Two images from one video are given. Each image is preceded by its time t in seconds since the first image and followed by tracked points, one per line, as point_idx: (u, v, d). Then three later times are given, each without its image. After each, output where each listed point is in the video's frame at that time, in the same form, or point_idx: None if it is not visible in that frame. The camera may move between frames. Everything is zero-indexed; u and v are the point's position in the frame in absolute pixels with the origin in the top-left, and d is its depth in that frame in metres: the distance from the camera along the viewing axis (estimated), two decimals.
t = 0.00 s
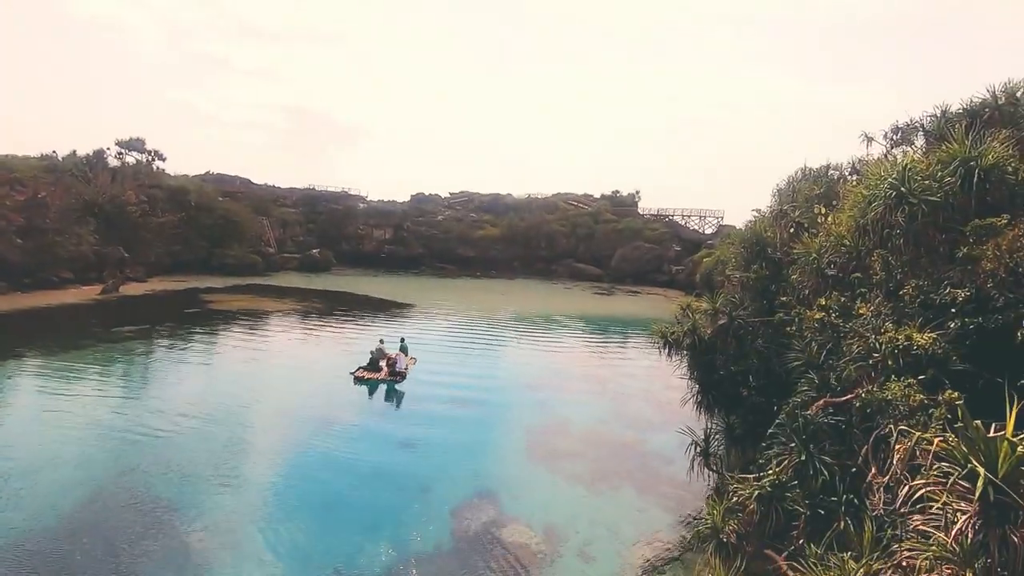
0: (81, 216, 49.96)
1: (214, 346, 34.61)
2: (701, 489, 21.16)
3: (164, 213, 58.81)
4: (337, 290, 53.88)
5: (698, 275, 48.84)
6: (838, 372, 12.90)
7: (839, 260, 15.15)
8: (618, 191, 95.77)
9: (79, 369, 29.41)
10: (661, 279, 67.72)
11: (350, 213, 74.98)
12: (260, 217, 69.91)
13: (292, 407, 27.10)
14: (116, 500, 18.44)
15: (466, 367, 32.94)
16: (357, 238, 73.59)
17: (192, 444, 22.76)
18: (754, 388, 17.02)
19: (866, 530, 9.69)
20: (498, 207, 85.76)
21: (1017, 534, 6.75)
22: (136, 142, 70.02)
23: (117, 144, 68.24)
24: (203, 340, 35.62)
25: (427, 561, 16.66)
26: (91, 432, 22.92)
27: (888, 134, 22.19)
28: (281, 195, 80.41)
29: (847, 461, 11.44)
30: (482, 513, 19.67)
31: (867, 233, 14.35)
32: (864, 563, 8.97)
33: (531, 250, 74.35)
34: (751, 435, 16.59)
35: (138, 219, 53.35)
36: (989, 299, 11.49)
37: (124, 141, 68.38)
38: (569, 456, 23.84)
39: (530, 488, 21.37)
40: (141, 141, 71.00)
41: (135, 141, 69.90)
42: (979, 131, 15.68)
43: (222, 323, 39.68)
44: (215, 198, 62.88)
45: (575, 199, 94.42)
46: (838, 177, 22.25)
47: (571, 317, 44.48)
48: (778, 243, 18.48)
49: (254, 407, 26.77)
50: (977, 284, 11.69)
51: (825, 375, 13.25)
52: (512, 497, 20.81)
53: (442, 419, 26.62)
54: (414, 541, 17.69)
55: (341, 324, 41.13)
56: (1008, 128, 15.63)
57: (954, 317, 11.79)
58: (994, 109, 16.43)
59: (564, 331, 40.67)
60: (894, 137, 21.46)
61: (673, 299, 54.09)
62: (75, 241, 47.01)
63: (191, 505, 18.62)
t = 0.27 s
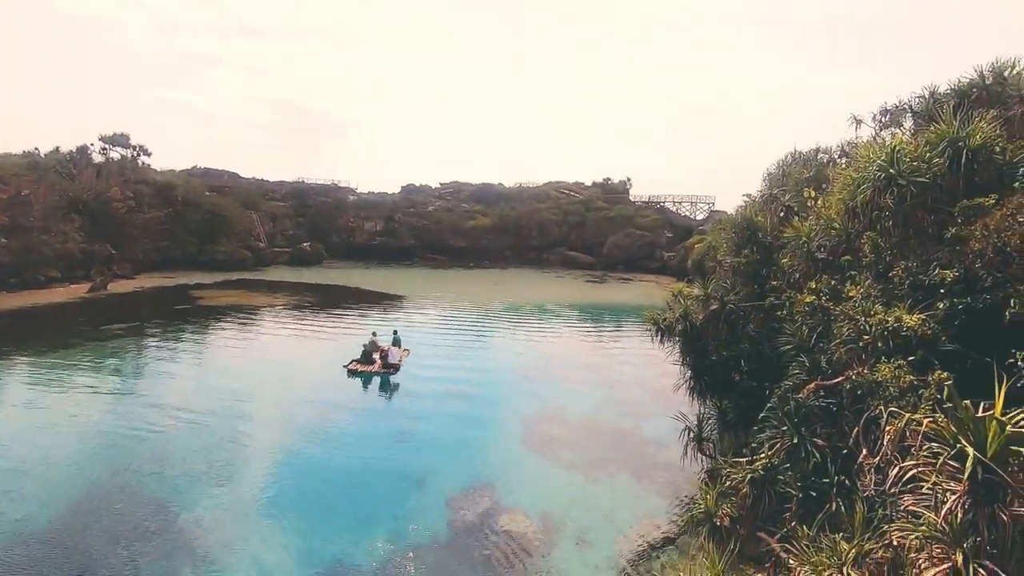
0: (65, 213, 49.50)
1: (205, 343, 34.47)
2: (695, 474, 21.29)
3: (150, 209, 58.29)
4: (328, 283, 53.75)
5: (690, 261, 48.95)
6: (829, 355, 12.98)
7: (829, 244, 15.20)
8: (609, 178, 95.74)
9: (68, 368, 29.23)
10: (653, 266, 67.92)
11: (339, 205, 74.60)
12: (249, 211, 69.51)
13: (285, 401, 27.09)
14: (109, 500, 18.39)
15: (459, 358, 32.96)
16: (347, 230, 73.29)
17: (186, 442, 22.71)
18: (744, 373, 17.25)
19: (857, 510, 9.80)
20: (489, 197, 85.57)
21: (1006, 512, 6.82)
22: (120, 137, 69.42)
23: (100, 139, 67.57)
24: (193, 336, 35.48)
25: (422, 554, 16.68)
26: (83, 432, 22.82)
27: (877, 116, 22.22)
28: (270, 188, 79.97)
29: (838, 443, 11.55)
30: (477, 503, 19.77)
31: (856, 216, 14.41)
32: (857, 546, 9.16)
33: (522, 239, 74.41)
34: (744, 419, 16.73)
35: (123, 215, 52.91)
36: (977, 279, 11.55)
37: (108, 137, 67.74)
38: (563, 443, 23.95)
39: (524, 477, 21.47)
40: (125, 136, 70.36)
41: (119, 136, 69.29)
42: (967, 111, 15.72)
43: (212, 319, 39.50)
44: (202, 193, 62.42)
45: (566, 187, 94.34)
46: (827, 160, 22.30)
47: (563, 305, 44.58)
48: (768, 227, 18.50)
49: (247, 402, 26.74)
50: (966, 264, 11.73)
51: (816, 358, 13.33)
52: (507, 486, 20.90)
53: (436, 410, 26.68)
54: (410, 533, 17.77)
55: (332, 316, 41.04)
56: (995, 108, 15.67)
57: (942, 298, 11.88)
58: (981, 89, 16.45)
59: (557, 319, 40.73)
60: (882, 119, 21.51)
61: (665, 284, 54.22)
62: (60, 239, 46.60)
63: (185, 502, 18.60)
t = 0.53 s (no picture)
0: (36, 198, 48.47)
1: (187, 328, 34.20)
2: (680, 449, 21.56)
3: (124, 192, 57.10)
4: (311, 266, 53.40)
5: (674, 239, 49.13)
6: (810, 329, 13.17)
7: (812, 219, 15.32)
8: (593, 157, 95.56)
9: (47, 356, 28.89)
10: (638, 244, 68.15)
11: (320, 187, 73.86)
12: (228, 194, 68.59)
13: (271, 385, 27.05)
14: (93, 488, 18.34)
15: (445, 339, 32.99)
16: (330, 212, 72.67)
17: (171, 428, 22.64)
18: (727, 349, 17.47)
19: (838, 481, 10.15)
20: (473, 176, 85.10)
21: (982, 478, 6.96)
22: (90, 119, 68.12)
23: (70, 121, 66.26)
24: (174, 322, 35.19)
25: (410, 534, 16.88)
26: (65, 420, 22.66)
27: (859, 91, 22.31)
28: (249, 170, 78.93)
29: (819, 416, 11.82)
30: (464, 482, 19.96)
31: (838, 191, 14.55)
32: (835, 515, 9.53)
33: (507, 219, 74.19)
34: (728, 394, 17.00)
35: (97, 199, 51.87)
36: (956, 252, 11.70)
37: (78, 119, 66.41)
38: (550, 421, 24.15)
39: (511, 455, 21.68)
40: (96, 117, 69.04)
41: (89, 118, 67.99)
42: (947, 85, 15.83)
43: (194, 304, 39.14)
44: (179, 175, 61.44)
45: (550, 166, 94.02)
46: (809, 136, 22.38)
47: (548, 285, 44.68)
48: (751, 204, 18.51)
49: (232, 387, 26.65)
50: (945, 237, 11.85)
51: (797, 332, 13.51)
52: (494, 464, 21.10)
53: (423, 391, 26.80)
54: (398, 513, 17.94)
55: (316, 299, 40.84)
56: (975, 81, 15.78)
57: (921, 272, 12.07)
58: (961, 62, 16.55)
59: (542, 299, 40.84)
60: (864, 94, 21.60)
61: (650, 263, 54.46)
62: (32, 225, 45.73)
63: (171, 489, 18.62)
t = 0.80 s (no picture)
0: (9, 172, 47.23)
1: (173, 305, 33.97)
2: (669, 419, 21.85)
3: (102, 166, 55.67)
4: (299, 241, 53.04)
5: (663, 211, 49.21)
6: (798, 300, 13.33)
7: (801, 189, 15.38)
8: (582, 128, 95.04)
9: (31, 335, 28.61)
10: (628, 217, 68.28)
11: (305, 160, 72.98)
12: (211, 168, 67.58)
13: (261, 361, 27.05)
14: (84, 468, 18.38)
15: (435, 313, 33.04)
16: (316, 186, 71.93)
17: (161, 406, 22.65)
18: (716, 320, 17.69)
19: (822, 447, 10.37)
20: (461, 149, 84.46)
21: (963, 442, 7.05)
22: (65, 90, 66.69)
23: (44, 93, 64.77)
24: (159, 299, 34.95)
25: (402, 506, 17.30)
26: (52, 400, 22.56)
27: (849, 60, 22.30)
28: (232, 145, 77.77)
29: (805, 384, 12.18)
30: (456, 454, 20.23)
31: (827, 161, 14.62)
32: (820, 479, 9.91)
33: (496, 192, 73.83)
34: (716, 364, 17.28)
35: (74, 173, 50.20)
36: (942, 221, 11.87)
37: (52, 90, 64.96)
38: (540, 393, 24.37)
39: (502, 427, 21.95)
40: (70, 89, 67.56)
41: (64, 89, 66.57)
42: (939, 53, 15.84)
43: (179, 281, 38.82)
44: (160, 149, 60.33)
45: (539, 138, 93.47)
46: (800, 105, 22.37)
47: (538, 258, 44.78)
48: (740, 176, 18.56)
49: (222, 363, 26.63)
50: (932, 207, 12.01)
51: (785, 302, 13.65)
52: (484, 436, 21.36)
53: (415, 365, 26.99)
54: (391, 487, 18.22)
55: (304, 275, 40.66)
56: (965, 49, 15.80)
57: (908, 241, 12.21)
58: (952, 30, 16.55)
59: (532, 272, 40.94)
60: (855, 63, 21.59)
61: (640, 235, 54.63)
62: (9, 200, 44.80)
63: (162, 467, 18.72)
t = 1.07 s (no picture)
0: None
1: (161, 279, 33.77)
2: (659, 386, 22.15)
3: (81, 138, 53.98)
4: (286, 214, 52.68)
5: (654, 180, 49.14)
6: (788, 267, 13.51)
7: (793, 155, 15.49)
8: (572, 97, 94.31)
9: (18, 311, 28.41)
10: (618, 186, 68.25)
11: (291, 132, 72.02)
12: (194, 140, 66.45)
13: (253, 334, 27.08)
14: (78, 443, 18.53)
15: (426, 284, 33.09)
16: (303, 158, 71.13)
17: (154, 380, 22.70)
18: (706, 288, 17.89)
19: (809, 411, 10.55)
20: (449, 118, 83.63)
21: (948, 402, 7.22)
22: (38, 60, 65.16)
23: (17, 63, 63.23)
24: (147, 273, 34.74)
25: (395, 474, 17.72)
26: (42, 376, 22.54)
27: (842, 25, 22.25)
28: (215, 116, 76.52)
29: (794, 350, 12.42)
30: (450, 423, 20.54)
31: (819, 126, 14.64)
32: (807, 442, 10.12)
33: (485, 162, 73.38)
34: (707, 330, 17.58)
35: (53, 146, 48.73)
36: (932, 186, 12.05)
37: (25, 60, 63.52)
38: (532, 362, 24.59)
39: (494, 395, 22.23)
40: (43, 59, 65.99)
41: (37, 59, 65.10)
42: (933, 16, 15.81)
43: (166, 255, 38.52)
44: (140, 120, 59.15)
45: (528, 107, 92.68)
46: (792, 71, 22.31)
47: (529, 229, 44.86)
48: (732, 142, 18.92)
49: (213, 337, 26.64)
50: (923, 172, 12.15)
51: (775, 269, 13.85)
52: (478, 405, 21.63)
53: (407, 336, 27.15)
54: (386, 457, 18.56)
55: (293, 248, 40.48)
56: (959, 13, 15.80)
57: (898, 206, 12.33)
58: None
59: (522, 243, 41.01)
60: (847, 28, 21.55)
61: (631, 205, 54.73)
62: None
63: (157, 441, 18.92)
